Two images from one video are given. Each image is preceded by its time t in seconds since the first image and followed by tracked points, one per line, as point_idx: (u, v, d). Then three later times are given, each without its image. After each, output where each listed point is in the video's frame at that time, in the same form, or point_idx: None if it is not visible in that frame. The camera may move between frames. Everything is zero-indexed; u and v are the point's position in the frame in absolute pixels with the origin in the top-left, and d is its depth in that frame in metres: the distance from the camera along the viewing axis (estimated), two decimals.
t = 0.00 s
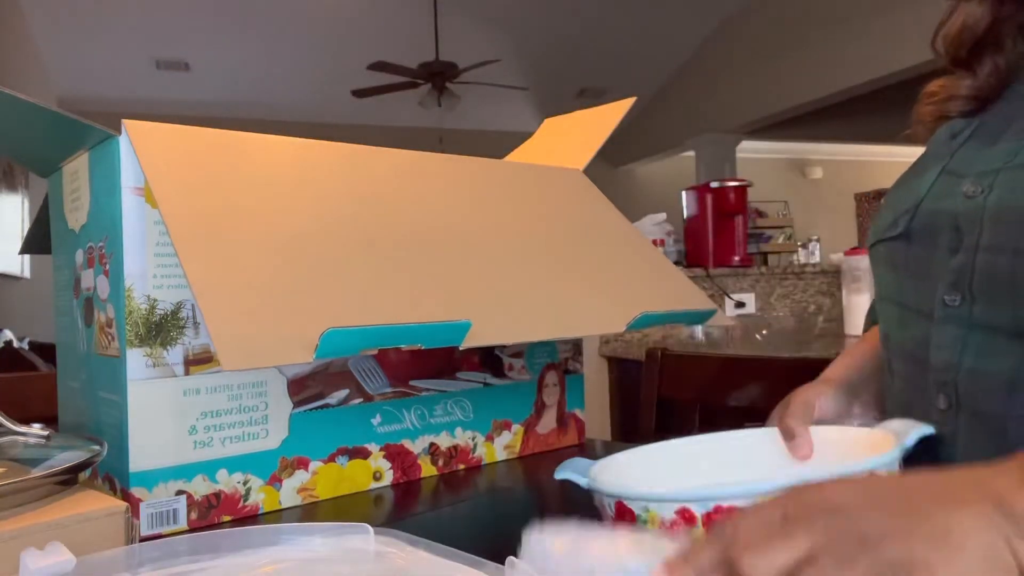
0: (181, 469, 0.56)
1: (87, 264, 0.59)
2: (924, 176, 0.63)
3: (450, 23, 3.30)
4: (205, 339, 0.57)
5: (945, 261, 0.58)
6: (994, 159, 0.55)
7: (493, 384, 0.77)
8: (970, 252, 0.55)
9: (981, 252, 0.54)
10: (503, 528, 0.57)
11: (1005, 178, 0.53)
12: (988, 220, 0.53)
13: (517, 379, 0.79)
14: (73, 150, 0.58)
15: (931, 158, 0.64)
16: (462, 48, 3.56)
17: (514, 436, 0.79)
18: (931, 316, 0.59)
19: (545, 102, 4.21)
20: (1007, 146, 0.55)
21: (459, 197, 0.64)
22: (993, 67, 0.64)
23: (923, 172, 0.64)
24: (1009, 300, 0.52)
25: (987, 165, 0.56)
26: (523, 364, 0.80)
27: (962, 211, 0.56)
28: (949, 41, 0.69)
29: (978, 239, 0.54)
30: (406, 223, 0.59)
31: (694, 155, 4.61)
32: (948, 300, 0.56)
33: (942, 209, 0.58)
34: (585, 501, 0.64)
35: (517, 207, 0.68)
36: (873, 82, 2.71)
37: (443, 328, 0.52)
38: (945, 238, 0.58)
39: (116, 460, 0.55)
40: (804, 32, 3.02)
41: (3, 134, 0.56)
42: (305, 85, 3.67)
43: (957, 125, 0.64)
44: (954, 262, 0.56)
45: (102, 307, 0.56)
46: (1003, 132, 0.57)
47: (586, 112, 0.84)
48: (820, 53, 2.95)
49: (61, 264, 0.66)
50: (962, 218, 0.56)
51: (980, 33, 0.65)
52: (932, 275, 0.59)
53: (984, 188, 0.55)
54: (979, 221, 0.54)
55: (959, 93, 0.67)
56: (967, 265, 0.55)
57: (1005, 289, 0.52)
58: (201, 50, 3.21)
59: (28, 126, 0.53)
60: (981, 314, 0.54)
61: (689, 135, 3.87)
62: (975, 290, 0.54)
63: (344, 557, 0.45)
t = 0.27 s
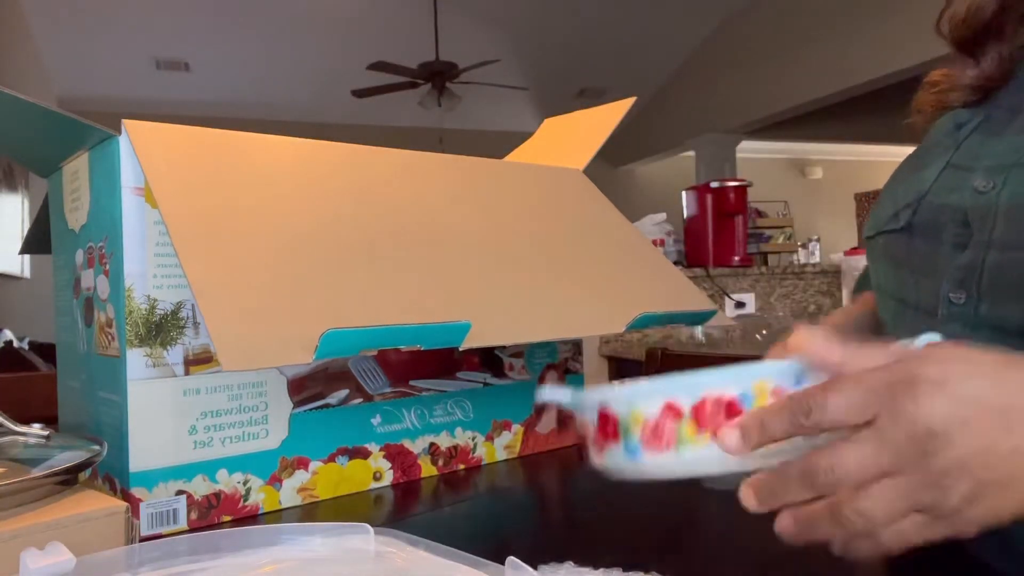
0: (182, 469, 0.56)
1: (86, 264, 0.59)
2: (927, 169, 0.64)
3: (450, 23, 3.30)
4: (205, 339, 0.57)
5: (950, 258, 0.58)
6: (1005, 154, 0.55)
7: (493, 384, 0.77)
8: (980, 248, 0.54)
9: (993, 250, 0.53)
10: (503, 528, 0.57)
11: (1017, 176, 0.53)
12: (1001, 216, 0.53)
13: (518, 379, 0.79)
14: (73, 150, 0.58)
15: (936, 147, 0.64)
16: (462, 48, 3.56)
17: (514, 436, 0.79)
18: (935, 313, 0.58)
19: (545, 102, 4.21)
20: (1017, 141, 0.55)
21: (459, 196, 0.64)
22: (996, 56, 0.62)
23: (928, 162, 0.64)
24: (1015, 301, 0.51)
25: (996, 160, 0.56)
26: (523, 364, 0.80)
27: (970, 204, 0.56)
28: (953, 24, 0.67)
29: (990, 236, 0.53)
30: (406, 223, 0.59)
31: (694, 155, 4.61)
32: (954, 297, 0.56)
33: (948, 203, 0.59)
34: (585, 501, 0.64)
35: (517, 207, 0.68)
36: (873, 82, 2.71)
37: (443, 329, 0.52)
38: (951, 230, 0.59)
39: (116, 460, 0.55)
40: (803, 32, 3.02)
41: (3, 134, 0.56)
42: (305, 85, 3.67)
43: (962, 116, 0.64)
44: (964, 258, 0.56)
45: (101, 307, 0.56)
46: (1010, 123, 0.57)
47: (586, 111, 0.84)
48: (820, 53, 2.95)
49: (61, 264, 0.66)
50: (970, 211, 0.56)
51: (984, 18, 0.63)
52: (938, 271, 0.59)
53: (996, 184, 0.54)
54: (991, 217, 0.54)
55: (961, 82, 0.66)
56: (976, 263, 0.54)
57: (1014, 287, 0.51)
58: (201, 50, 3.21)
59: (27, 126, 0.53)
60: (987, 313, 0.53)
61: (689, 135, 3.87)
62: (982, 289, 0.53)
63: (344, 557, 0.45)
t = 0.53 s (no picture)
0: (182, 469, 0.56)
1: (86, 264, 0.59)
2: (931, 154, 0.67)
3: (450, 23, 3.30)
4: (205, 339, 0.57)
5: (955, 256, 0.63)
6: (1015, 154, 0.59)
7: (493, 384, 0.77)
8: (986, 247, 0.59)
9: (999, 248, 0.57)
10: (504, 528, 0.57)
11: None
12: (1011, 216, 0.57)
13: (518, 379, 0.79)
14: (73, 149, 0.58)
15: (937, 133, 0.68)
16: (462, 48, 3.56)
17: (514, 436, 0.79)
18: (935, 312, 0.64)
19: (545, 102, 4.21)
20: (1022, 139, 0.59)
21: (460, 196, 0.64)
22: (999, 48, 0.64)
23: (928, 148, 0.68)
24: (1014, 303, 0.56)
25: (1006, 159, 0.60)
26: (523, 363, 0.80)
27: (979, 202, 0.60)
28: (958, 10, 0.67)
29: (995, 236, 0.58)
30: (406, 223, 0.59)
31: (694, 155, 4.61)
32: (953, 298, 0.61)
33: (956, 197, 0.63)
34: (585, 501, 0.64)
35: (518, 207, 0.68)
36: (874, 82, 2.71)
37: (443, 328, 0.55)
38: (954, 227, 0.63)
39: (116, 460, 0.55)
40: (804, 32, 3.02)
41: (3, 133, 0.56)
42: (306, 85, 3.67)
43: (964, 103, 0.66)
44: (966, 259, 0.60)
45: (101, 307, 0.56)
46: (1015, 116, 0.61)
47: (587, 111, 0.84)
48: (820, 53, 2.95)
49: (61, 264, 0.66)
50: (978, 208, 0.60)
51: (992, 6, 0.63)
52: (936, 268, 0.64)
53: (1009, 184, 0.58)
54: (1000, 217, 0.58)
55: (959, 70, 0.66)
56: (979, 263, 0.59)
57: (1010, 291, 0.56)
58: (201, 50, 3.21)
59: (27, 125, 0.53)
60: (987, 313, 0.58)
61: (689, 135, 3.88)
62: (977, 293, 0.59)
63: (343, 557, 0.45)
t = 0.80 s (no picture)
0: (182, 469, 0.56)
1: (86, 264, 0.59)
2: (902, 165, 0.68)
3: (450, 23, 3.30)
4: (205, 339, 0.57)
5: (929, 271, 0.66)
6: (988, 167, 0.61)
7: (492, 385, 0.77)
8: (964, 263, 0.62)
9: (981, 262, 0.61)
10: (504, 528, 0.57)
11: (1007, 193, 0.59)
12: (990, 230, 0.61)
13: (518, 379, 0.79)
14: (72, 150, 0.58)
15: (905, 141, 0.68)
16: (462, 48, 3.56)
17: (514, 436, 0.79)
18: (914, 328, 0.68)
19: (545, 103, 4.21)
20: (998, 151, 0.60)
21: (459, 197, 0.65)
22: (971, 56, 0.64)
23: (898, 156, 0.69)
24: (993, 313, 0.60)
25: (982, 173, 0.61)
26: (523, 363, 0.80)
27: (958, 218, 0.63)
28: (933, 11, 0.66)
29: (977, 251, 0.61)
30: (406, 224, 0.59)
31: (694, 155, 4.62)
32: (932, 315, 0.65)
33: (936, 214, 0.65)
34: (585, 501, 0.64)
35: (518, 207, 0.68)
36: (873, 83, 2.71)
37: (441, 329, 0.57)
38: (934, 242, 0.65)
39: (116, 460, 0.55)
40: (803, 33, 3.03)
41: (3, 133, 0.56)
42: (306, 85, 3.68)
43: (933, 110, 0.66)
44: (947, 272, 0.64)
45: (101, 307, 0.56)
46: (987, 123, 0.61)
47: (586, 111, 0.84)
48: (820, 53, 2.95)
49: (61, 264, 0.66)
50: (957, 223, 0.63)
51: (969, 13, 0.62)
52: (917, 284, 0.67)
53: (986, 199, 0.61)
54: (981, 232, 0.61)
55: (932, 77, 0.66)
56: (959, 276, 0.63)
57: (996, 304, 0.60)
58: (201, 51, 3.21)
59: (28, 125, 0.53)
60: (966, 330, 0.62)
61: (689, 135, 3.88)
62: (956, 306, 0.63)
63: (343, 557, 0.45)
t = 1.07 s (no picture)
0: (182, 469, 0.56)
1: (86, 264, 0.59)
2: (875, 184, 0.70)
3: (450, 23, 3.30)
4: (205, 339, 0.57)
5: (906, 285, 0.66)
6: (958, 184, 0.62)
7: (492, 385, 0.77)
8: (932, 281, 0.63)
9: (947, 280, 0.62)
10: (503, 528, 0.57)
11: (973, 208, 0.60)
12: (957, 247, 0.61)
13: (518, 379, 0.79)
14: (72, 150, 0.58)
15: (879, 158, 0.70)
16: (462, 48, 3.56)
17: (514, 436, 0.79)
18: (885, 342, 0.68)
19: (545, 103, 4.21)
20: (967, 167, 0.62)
21: (459, 197, 0.65)
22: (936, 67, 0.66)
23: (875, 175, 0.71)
24: (965, 333, 0.60)
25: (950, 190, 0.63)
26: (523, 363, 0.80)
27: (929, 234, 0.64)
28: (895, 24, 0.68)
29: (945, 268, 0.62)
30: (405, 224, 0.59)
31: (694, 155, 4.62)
32: (905, 331, 0.65)
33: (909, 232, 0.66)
34: (585, 502, 0.64)
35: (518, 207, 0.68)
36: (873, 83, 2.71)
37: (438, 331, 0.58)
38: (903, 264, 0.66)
39: (116, 460, 0.55)
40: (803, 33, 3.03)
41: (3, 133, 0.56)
42: (306, 85, 3.68)
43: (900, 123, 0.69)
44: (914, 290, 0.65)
45: (101, 307, 0.56)
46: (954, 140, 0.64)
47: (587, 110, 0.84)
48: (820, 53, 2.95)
49: (61, 264, 0.66)
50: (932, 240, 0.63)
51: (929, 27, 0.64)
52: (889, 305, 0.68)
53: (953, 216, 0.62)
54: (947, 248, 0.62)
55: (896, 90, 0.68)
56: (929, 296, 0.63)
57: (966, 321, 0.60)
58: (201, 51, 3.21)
59: (27, 125, 0.53)
60: (938, 345, 0.63)
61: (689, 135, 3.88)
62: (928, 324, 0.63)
63: (343, 557, 0.45)
